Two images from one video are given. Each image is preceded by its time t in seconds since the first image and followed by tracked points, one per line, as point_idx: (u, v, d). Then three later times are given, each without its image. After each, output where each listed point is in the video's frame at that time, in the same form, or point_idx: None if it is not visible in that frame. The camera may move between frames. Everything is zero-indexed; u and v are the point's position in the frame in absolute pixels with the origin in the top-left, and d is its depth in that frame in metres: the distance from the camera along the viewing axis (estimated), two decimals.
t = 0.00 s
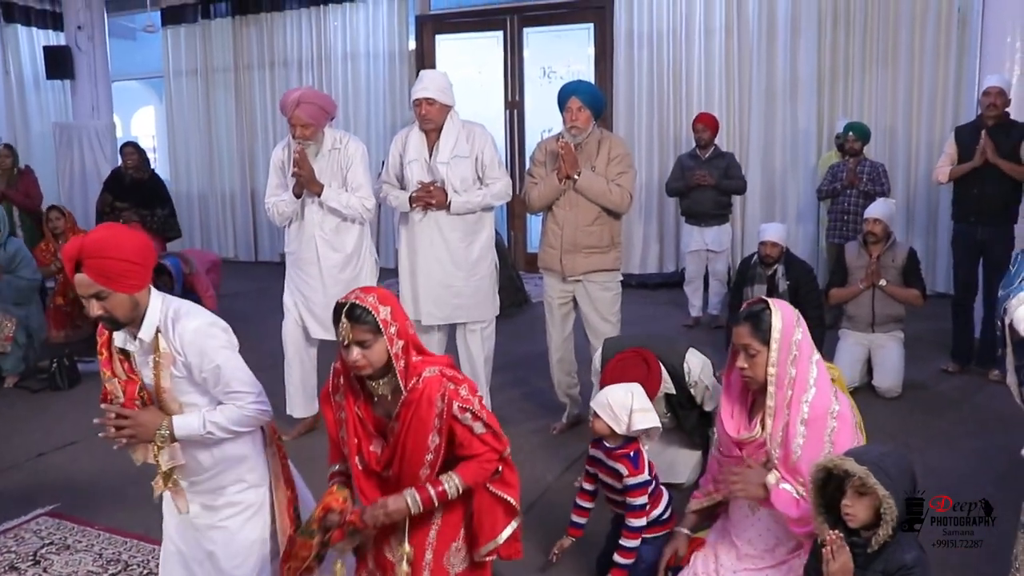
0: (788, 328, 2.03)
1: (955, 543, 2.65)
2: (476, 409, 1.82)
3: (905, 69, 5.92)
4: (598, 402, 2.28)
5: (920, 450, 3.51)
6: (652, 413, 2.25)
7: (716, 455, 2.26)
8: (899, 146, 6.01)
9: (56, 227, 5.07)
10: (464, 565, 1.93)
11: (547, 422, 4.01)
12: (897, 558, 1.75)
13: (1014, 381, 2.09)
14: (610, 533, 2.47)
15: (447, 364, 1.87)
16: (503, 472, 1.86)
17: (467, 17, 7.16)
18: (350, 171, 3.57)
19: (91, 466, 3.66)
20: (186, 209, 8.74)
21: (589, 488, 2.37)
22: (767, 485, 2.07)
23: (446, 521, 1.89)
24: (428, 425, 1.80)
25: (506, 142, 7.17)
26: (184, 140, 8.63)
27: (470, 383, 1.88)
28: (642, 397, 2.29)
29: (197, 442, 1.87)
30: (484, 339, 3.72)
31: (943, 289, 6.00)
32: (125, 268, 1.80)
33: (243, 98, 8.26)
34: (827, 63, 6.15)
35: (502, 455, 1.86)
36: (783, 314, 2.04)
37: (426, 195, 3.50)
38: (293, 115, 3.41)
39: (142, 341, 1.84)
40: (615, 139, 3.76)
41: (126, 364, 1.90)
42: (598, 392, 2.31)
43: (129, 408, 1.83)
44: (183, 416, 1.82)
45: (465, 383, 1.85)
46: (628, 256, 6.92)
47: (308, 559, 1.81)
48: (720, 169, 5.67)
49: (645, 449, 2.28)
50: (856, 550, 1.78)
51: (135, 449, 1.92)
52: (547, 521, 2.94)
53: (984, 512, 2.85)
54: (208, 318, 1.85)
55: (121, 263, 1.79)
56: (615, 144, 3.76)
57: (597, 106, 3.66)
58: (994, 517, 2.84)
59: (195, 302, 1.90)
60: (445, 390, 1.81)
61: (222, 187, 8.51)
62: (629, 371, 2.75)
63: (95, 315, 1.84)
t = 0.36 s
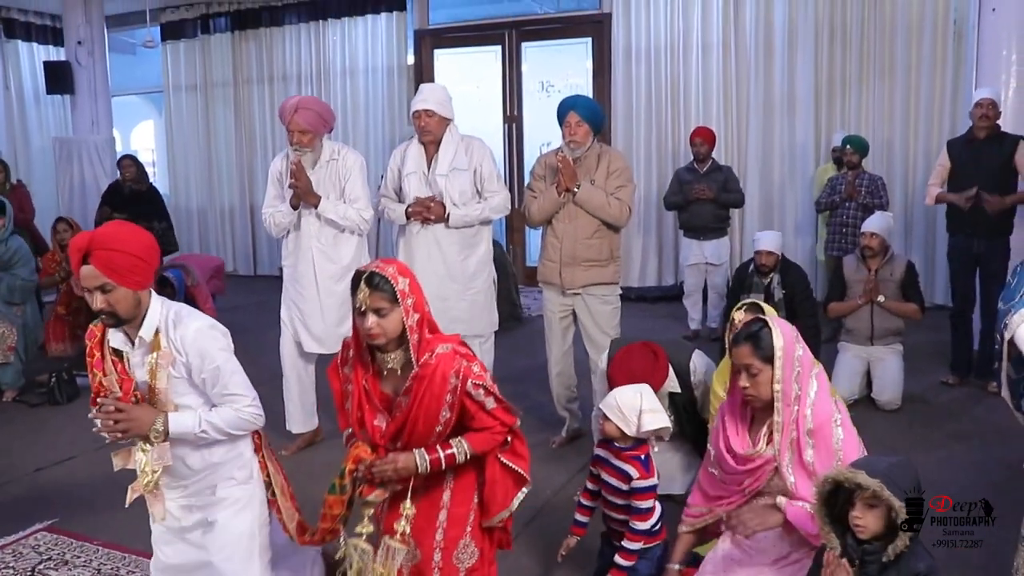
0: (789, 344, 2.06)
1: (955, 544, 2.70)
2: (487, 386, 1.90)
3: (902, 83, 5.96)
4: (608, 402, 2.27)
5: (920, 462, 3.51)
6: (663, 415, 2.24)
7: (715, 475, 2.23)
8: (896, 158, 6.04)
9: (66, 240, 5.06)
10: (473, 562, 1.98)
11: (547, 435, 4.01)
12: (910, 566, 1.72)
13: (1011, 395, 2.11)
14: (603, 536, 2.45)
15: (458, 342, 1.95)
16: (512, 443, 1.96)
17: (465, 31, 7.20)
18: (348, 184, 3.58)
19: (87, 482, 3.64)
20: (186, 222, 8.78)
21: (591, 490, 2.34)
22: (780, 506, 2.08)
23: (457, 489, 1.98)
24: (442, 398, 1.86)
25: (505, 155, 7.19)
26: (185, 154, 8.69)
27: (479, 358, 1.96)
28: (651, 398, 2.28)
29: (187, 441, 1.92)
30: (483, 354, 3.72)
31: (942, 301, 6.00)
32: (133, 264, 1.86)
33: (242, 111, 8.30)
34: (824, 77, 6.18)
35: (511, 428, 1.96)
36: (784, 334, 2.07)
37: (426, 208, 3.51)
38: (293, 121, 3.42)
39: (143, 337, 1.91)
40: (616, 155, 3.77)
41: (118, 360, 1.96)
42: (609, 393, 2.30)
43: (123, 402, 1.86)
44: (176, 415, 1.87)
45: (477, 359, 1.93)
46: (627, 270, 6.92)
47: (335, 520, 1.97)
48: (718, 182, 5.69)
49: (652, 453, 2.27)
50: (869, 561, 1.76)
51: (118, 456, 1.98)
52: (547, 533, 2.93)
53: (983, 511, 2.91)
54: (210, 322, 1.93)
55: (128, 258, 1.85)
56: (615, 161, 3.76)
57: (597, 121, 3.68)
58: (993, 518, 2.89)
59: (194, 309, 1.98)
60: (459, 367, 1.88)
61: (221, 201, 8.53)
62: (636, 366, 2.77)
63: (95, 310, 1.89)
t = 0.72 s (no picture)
0: (764, 367, 2.06)
1: (956, 544, 2.73)
2: (499, 366, 1.96)
3: (899, 93, 5.99)
4: (623, 411, 2.27)
5: (921, 470, 3.51)
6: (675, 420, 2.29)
7: (700, 503, 2.25)
8: (894, 166, 6.06)
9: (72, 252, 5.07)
10: (478, 558, 2.03)
11: (548, 446, 4.01)
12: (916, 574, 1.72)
13: (1010, 404, 2.12)
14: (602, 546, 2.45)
15: (471, 322, 2.01)
16: (515, 426, 2.03)
17: (465, 42, 7.22)
18: (347, 193, 3.59)
19: (87, 494, 3.63)
20: (186, 234, 8.79)
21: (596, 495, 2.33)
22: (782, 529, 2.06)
23: (460, 468, 2.03)
24: (453, 374, 1.92)
25: (504, 166, 7.20)
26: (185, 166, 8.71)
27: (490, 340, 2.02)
28: (666, 411, 2.29)
29: (191, 448, 1.97)
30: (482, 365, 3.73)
31: (942, 309, 6.01)
32: (154, 266, 1.90)
33: (242, 122, 8.32)
34: (822, 87, 6.21)
35: (516, 410, 2.02)
36: (758, 359, 2.06)
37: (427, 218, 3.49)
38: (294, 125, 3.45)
39: (162, 346, 1.95)
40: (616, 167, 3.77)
41: (125, 362, 1.97)
42: (625, 403, 2.31)
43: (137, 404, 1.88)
44: (190, 422, 1.91)
45: (489, 340, 2.00)
46: (626, 281, 6.92)
47: (352, 484, 2.04)
48: (717, 192, 5.70)
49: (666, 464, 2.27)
50: None
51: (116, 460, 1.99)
52: (548, 544, 2.93)
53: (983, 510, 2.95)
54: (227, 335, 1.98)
55: (150, 260, 1.90)
56: (614, 172, 3.76)
57: (596, 132, 3.68)
58: (993, 518, 2.93)
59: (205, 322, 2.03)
60: (472, 346, 1.94)
61: (221, 213, 8.55)
62: (643, 360, 2.73)
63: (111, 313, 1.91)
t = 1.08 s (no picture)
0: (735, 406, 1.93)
1: (956, 544, 2.74)
2: (503, 337, 1.98)
3: (898, 96, 6.00)
4: (622, 417, 2.24)
5: (921, 474, 3.50)
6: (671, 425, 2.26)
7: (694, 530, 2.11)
8: (893, 168, 6.06)
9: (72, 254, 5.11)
10: (483, 550, 2.04)
11: (548, 452, 4.00)
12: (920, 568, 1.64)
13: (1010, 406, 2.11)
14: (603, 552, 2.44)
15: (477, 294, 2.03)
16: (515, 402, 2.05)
17: (464, 48, 7.24)
18: (345, 198, 3.60)
19: (87, 502, 3.63)
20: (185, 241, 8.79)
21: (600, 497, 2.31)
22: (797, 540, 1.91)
23: (460, 447, 2.03)
24: (458, 345, 1.93)
25: (503, 171, 7.21)
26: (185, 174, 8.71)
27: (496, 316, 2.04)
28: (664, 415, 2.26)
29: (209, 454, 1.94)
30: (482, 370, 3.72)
31: (942, 311, 6.00)
32: (177, 274, 1.91)
33: (241, 128, 8.33)
34: (821, 91, 6.22)
35: (518, 387, 2.03)
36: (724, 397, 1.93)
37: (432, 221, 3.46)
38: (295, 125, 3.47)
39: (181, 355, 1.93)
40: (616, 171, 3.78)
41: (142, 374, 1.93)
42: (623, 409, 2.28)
43: (160, 414, 1.88)
44: (209, 430, 1.90)
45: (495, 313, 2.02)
46: (626, 286, 6.92)
47: (351, 454, 2.04)
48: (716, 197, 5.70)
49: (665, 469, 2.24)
50: None
51: (130, 471, 1.96)
52: (549, 550, 2.92)
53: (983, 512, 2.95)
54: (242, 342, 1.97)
55: (174, 268, 1.90)
56: (614, 175, 3.77)
57: (596, 136, 3.69)
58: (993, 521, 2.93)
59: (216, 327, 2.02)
60: (479, 315, 1.97)
61: (221, 220, 8.55)
62: (647, 361, 2.80)
63: (133, 319, 1.90)
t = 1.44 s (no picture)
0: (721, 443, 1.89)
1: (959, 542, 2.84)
2: (501, 318, 2.02)
3: (895, 110, 6.02)
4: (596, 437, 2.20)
5: (920, 488, 3.49)
6: (644, 446, 2.14)
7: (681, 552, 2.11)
8: (891, 181, 6.08)
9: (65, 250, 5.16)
10: (483, 550, 2.03)
11: (547, 466, 3.99)
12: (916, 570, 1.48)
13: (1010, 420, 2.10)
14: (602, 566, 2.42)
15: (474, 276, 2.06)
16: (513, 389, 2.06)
17: (463, 62, 7.26)
18: (344, 210, 3.60)
19: (84, 515, 3.61)
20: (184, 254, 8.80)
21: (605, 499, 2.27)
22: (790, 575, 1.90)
23: (455, 439, 2.02)
24: (456, 324, 1.97)
25: (502, 185, 7.23)
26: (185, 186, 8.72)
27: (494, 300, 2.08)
28: (635, 431, 2.16)
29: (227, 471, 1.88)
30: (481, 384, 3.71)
31: (941, 326, 6.00)
32: (198, 285, 1.88)
33: (240, 141, 8.35)
34: (818, 104, 6.24)
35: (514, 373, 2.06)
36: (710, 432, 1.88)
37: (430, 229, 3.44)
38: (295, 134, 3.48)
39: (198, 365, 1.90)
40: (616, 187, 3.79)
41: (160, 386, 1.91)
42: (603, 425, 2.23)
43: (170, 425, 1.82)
44: (222, 441, 1.84)
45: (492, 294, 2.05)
46: (625, 300, 6.92)
47: (347, 440, 2.01)
48: (716, 210, 5.70)
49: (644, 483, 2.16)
50: None
51: (151, 483, 1.92)
52: (549, 564, 2.90)
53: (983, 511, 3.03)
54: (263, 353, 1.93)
55: (194, 280, 1.87)
56: (613, 191, 3.78)
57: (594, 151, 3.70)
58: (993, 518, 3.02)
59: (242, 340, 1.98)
60: (477, 295, 2.01)
61: (220, 232, 8.56)
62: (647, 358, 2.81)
63: (153, 333, 1.86)
